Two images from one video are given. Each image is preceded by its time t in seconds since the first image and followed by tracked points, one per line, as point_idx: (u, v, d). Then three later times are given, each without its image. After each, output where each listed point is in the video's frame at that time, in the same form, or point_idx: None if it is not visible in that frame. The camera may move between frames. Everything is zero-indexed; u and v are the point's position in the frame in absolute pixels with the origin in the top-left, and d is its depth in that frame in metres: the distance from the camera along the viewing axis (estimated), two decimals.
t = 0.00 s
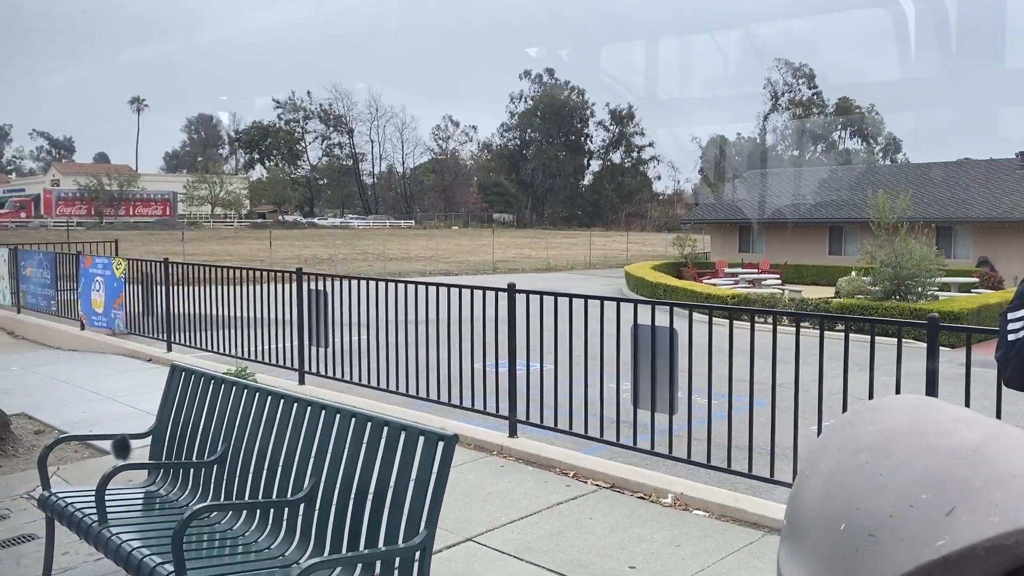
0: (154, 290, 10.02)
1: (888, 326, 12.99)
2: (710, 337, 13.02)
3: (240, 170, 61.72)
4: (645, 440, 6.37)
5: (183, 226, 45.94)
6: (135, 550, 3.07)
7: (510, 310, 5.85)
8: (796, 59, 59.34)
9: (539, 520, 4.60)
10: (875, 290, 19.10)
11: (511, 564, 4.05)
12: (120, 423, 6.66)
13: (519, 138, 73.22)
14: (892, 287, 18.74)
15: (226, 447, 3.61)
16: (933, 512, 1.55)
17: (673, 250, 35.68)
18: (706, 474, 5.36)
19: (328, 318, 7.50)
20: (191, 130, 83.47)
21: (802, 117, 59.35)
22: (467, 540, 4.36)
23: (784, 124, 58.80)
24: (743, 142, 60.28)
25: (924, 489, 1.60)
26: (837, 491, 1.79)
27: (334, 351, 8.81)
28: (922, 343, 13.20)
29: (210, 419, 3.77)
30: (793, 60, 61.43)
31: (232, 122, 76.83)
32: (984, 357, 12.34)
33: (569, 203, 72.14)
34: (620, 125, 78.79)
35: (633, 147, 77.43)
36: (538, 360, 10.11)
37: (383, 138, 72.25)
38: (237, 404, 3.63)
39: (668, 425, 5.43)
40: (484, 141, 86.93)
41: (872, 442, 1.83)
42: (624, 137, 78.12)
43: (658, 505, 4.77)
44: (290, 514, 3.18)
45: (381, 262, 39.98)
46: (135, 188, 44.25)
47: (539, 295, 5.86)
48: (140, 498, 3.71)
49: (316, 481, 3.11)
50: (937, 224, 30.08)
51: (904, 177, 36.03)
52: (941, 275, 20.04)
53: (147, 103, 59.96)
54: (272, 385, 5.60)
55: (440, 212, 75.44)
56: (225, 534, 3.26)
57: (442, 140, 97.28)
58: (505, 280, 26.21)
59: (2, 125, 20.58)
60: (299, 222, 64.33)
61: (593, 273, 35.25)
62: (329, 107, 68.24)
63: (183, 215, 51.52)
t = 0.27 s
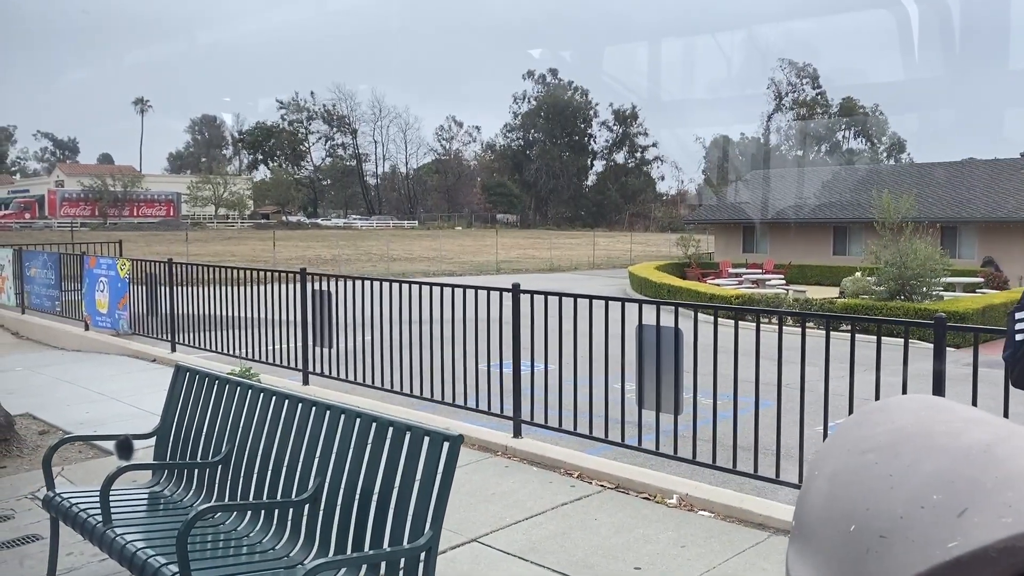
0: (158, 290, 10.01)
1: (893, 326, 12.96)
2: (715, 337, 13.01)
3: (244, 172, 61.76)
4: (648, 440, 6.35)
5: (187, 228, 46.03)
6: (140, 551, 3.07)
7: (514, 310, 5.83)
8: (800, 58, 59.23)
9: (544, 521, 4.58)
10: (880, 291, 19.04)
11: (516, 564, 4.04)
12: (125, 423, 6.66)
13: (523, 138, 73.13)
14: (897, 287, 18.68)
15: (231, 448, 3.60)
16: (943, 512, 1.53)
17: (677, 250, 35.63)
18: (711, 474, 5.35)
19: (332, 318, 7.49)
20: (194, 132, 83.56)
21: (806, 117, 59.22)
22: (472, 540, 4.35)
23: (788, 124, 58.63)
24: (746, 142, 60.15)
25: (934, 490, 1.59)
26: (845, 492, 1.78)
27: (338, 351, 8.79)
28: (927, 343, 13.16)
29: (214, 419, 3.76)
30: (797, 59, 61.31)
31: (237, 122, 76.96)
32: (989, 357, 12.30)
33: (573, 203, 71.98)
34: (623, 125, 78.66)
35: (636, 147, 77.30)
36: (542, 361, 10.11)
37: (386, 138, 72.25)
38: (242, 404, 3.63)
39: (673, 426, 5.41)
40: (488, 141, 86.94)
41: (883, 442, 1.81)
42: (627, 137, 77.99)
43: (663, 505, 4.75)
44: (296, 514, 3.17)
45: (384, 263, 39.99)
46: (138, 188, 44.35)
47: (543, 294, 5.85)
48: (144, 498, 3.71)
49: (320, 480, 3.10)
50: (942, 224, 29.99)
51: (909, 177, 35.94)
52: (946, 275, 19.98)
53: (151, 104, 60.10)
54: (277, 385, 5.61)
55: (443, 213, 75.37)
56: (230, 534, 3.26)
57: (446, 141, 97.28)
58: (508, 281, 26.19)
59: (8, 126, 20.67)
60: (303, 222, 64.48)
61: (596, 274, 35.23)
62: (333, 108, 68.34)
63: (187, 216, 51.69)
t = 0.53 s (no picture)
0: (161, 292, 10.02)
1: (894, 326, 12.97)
2: (717, 338, 13.03)
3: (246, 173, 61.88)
4: (651, 439, 6.35)
5: (190, 229, 46.14)
6: (142, 550, 3.08)
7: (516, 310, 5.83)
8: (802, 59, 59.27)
9: (546, 521, 4.59)
10: (882, 291, 19.02)
11: (518, 563, 4.05)
12: (128, 424, 6.68)
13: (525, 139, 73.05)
14: (899, 288, 18.67)
15: (234, 447, 3.61)
16: (943, 510, 1.54)
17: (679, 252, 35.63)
18: (713, 473, 5.35)
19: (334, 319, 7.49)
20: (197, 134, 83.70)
21: (808, 117, 59.24)
22: (474, 540, 4.36)
23: (790, 125, 58.62)
24: (749, 143, 60.15)
25: (934, 486, 1.59)
26: (845, 492, 1.78)
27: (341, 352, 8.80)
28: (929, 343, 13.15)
29: (216, 419, 3.77)
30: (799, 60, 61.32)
31: (239, 124, 76.99)
32: (991, 357, 12.29)
33: (575, 204, 71.90)
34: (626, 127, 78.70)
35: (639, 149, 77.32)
36: (545, 362, 10.11)
37: (388, 140, 72.35)
38: (244, 404, 3.64)
39: (675, 426, 5.41)
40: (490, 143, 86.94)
41: (882, 440, 1.81)
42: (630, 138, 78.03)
43: (665, 505, 4.75)
44: (298, 513, 3.19)
45: (387, 264, 40.03)
46: (141, 189, 44.55)
47: (545, 295, 5.85)
48: (146, 498, 3.71)
49: (322, 478, 3.11)
50: (944, 224, 29.95)
51: (911, 178, 35.94)
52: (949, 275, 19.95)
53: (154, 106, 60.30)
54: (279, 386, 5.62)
55: (446, 214, 75.38)
56: (232, 534, 3.26)
57: (448, 143, 97.32)
58: (511, 282, 26.19)
59: (11, 127, 20.68)
60: (306, 223, 64.51)
61: (598, 275, 35.22)
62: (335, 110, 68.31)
63: (190, 217, 51.71)
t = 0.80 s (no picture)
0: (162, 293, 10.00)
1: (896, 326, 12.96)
2: (718, 338, 13.02)
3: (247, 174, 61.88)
4: (652, 440, 6.34)
5: (191, 230, 46.19)
6: (143, 551, 3.08)
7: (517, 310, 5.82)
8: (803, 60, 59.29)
9: (548, 521, 4.59)
10: (883, 291, 19.00)
11: (519, 564, 4.05)
12: (129, 425, 6.67)
13: (526, 140, 72.96)
14: (901, 288, 18.65)
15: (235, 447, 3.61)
16: (945, 511, 1.53)
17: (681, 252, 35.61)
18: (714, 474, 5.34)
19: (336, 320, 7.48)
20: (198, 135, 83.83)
21: (809, 117, 59.22)
22: (475, 541, 4.35)
23: (791, 125, 58.55)
24: (750, 144, 60.09)
25: (937, 487, 1.59)
26: (847, 491, 1.77)
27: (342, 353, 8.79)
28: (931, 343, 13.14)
29: (218, 421, 3.77)
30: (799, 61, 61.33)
31: (240, 125, 76.99)
32: (993, 357, 12.28)
33: (576, 205, 71.74)
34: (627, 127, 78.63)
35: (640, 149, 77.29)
36: (546, 362, 10.11)
37: (389, 141, 72.36)
38: (245, 405, 3.63)
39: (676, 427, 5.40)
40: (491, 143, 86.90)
41: (884, 440, 1.81)
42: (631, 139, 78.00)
43: (667, 506, 4.75)
44: (299, 514, 3.18)
45: (388, 265, 40.05)
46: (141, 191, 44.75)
47: (547, 296, 5.84)
48: (147, 499, 3.72)
49: (323, 480, 3.10)
50: (946, 224, 29.92)
51: (913, 178, 35.93)
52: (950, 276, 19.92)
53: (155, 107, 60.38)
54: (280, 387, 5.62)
55: (447, 215, 75.33)
56: (233, 535, 3.26)
57: (449, 144, 97.28)
58: (512, 283, 26.18)
59: (12, 129, 20.67)
60: (307, 224, 64.53)
61: (600, 275, 35.21)
62: (336, 111, 68.33)
63: (190, 218, 51.75)
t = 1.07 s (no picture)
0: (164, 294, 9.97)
1: (897, 327, 12.97)
2: (720, 339, 13.03)
3: (247, 176, 61.85)
4: (652, 442, 6.35)
5: (191, 232, 46.15)
6: (145, 553, 3.08)
7: (517, 312, 5.81)
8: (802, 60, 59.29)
9: (549, 522, 4.59)
10: (883, 291, 19.02)
11: (520, 565, 4.05)
12: (130, 427, 6.67)
13: (526, 141, 72.86)
14: (902, 288, 18.66)
15: (236, 449, 3.61)
16: (949, 512, 1.53)
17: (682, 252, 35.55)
18: (715, 476, 5.33)
19: (337, 321, 7.47)
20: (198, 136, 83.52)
21: (809, 118, 59.15)
22: (477, 542, 4.36)
23: (792, 125, 58.42)
24: (751, 144, 60.10)
25: (939, 489, 1.59)
26: (848, 492, 1.78)
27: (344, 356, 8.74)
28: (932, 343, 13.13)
29: (219, 423, 3.76)
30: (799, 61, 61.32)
31: (241, 126, 76.98)
32: (993, 357, 12.30)
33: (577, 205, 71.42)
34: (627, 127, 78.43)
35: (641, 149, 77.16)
36: (547, 363, 10.12)
37: (389, 142, 72.27)
38: (246, 407, 3.64)
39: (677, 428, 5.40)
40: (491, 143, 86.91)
41: (886, 441, 1.81)
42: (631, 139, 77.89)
43: (668, 507, 4.74)
44: (301, 516, 3.17)
45: (389, 266, 40.08)
46: (142, 193, 44.81)
47: (547, 297, 5.84)
48: (149, 501, 3.71)
49: (324, 481, 3.09)
50: (947, 224, 29.90)
51: (913, 178, 35.94)
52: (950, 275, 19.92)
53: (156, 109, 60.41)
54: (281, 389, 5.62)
55: (447, 216, 75.22)
56: (235, 536, 3.26)
57: (449, 144, 97.20)
58: (513, 284, 26.18)
59: (13, 130, 20.72)
60: (307, 226, 64.55)
61: (601, 276, 35.18)
62: (336, 111, 68.35)
63: (190, 219, 51.77)
